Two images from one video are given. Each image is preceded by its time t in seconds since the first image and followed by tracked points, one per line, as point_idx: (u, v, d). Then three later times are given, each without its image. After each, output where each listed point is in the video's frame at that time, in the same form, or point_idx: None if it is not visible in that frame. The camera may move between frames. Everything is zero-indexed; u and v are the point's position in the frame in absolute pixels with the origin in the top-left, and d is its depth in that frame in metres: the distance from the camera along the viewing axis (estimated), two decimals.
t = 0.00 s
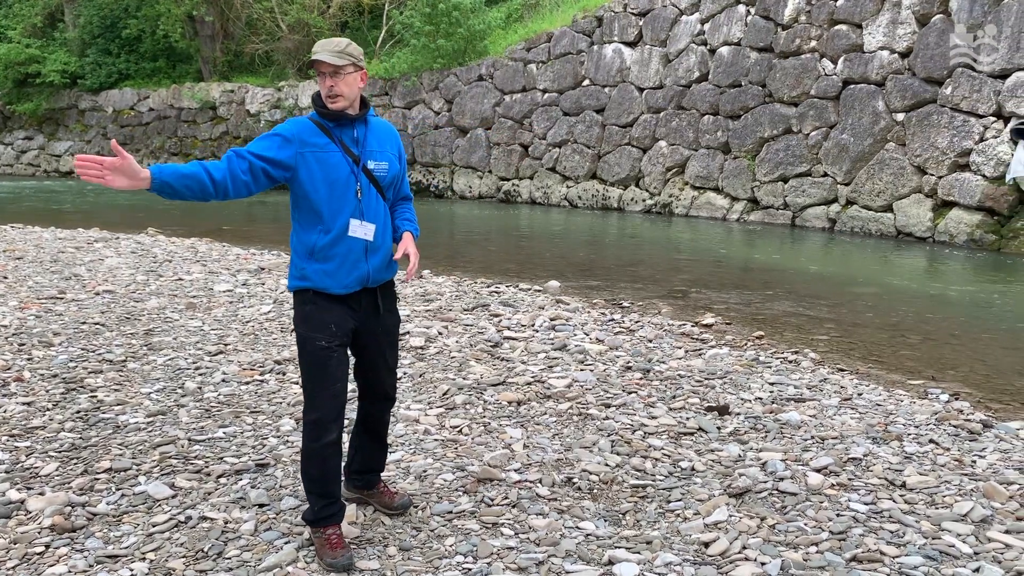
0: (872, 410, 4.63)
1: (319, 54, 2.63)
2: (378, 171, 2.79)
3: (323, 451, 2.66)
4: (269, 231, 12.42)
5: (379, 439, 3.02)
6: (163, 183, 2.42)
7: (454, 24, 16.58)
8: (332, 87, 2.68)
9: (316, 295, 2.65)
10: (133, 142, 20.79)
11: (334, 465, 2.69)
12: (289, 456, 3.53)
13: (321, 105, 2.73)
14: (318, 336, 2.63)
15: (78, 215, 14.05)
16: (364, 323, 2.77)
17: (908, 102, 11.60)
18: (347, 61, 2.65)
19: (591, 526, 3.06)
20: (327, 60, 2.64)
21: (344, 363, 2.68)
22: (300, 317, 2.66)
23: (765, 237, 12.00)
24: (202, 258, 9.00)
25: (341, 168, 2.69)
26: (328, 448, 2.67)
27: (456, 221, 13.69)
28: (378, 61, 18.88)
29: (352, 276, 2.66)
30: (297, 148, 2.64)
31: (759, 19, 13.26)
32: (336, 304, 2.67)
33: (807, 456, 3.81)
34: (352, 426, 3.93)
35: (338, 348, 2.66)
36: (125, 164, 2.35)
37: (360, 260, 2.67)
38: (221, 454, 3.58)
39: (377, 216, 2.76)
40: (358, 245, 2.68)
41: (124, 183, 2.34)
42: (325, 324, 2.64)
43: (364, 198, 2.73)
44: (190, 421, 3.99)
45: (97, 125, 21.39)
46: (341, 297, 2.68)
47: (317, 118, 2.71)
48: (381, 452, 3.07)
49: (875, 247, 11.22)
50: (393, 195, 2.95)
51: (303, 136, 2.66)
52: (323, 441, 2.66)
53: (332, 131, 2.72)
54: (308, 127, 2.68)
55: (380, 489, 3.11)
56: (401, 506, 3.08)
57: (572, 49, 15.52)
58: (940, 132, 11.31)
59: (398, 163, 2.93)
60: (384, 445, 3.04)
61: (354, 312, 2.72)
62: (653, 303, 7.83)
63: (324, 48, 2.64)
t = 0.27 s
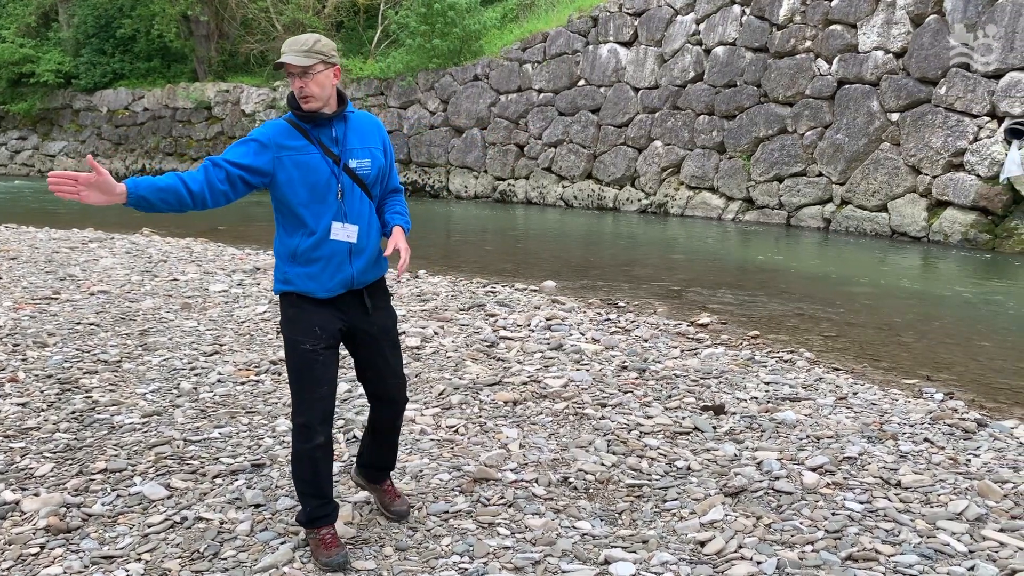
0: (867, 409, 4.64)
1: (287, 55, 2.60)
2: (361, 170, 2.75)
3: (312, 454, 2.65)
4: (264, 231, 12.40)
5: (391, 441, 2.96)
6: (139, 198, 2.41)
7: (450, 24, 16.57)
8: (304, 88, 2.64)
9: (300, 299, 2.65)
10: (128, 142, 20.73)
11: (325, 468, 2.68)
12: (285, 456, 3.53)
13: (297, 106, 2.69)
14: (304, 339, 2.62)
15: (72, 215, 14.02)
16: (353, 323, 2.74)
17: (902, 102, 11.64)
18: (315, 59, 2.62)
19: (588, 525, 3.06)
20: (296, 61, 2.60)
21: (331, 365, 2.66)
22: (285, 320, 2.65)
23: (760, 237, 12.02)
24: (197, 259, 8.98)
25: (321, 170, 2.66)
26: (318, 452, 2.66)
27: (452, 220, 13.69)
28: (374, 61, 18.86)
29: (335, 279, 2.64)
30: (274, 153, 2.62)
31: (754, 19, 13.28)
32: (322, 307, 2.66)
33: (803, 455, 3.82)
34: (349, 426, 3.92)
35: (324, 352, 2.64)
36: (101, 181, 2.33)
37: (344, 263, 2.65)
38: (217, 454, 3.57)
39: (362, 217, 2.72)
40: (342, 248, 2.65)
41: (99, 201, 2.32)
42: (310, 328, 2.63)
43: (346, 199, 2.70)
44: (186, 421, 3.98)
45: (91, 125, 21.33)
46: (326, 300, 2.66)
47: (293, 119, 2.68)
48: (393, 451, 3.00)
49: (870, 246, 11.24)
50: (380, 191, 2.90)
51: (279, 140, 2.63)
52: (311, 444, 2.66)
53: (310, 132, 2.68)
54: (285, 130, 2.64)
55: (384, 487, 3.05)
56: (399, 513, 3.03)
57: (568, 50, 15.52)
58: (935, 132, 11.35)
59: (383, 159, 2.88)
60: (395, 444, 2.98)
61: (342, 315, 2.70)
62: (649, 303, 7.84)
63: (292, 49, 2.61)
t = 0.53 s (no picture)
0: (864, 409, 4.65)
1: (280, 55, 2.60)
2: (358, 170, 2.73)
3: (307, 456, 2.65)
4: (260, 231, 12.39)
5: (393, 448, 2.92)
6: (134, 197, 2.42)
7: (447, 24, 16.56)
8: (298, 88, 2.64)
9: (296, 300, 2.64)
10: (124, 142, 20.68)
11: (320, 470, 2.68)
12: (282, 456, 3.52)
13: (294, 107, 2.69)
14: (299, 340, 2.62)
15: (68, 215, 13.99)
16: (349, 324, 2.73)
17: (898, 102, 11.66)
18: (309, 58, 2.61)
19: (585, 525, 3.06)
20: (288, 62, 2.60)
21: (327, 367, 2.65)
22: (281, 321, 2.65)
23: (757, 237, 12.03)
24: (194, 259, 8.96)
25: (316, 171, 2.65)
26: (313, 454, 2.66)
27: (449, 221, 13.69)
28: (370, 61, 18.85)
29: (330, 280, 2.63)
30: (269, 155, 2.62)
31: (751, 20, 13.30)
32: (317, 308, 2.65)
33: (800, 455, 3.83)
34: (347, 426, 3.92)
35: (320, 353, 2.64)
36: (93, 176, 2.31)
37: (339, 264, 2.64)
38: (214, 454, 3.57)
39: (359, 217, 2.70)
40: (337, 249, 2.64)
41: (93, 198, 2.32)
42: (304, 329, 2.62)
43: (342, 199, 2.69)
44: (183, 421, 3.98)
45: (87, 125, 21.27)
46: (323, 301, 2.66)
47: (289, 120, 2.68)
48: (399, 462, 2.95)
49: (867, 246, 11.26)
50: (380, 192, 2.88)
51: (274, 142, 2.63)
52: (306, 445, 2.66)
53: (306, 132, 2.68)
54: (281, 131, 2.65)
55: (390, 502, 2.97)
56: (398, 531, 2.92)
57: (565, 50, 15.53)
58: (931, 132, 11.37)
59: (383, 158, 2.86)
60: (400, 456, 2.94)
61: (338, 316, 2.70)
62: (646, 302, 7.84)
63: (285, 48, 2.61)
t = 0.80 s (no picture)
0: (863, 409, 4.66)
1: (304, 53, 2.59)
2: (372, 171, 2.73)
3: (311, 455, 2.65)
4: (258, 231, 12.38)
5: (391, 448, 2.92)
6: (161, 195, 2.43)
7: (445, 24, 16.55)
8: (321, 86, 2.63)
9: (307, 298, 2.64)
10: (123, 142, 20.67)
11: (323, 470, 2.67)
12: (282, 456, 3.52)
13: (313, 107, 2.69)
14: (308, 339, 2.61)
15: (67, 215, 13.99)
16: (358, 325, 2.73)
17: (897, 103, 11.68)
18: (332, 56, 2.61)
19: (585, 525, 3.07)
20: (315, 58, 2.60)
21: (335, 366, 2.65)
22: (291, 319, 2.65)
23: (756, 237, 12.03)
24: (192, 259, 8.96)
25: (331, 171, 2.66)
26: (317, 453, 2.65)
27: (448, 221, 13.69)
28: (369, 60, 18.85)
29: (343, 280, 2.63)
30: (286, 155, 2.62)
31: (749, 20, 13.31)
32: (328, 307, 2.65)
33: (799, 454, 3.83)
34: (346, 426, 3.92)
35: (328, 352, 2.64)
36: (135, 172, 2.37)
37: (351, 264, 2.64)
38: (214, 454, 3.57)
39: (372, 219, 2.71)
40: (350, 249, 2.64)
41: (123, 190, 2.34)
42: (315, 327, 2.62)
43: (356, 201, 2.69)
44: (182, 422, 3.97)
45: (86, 125, 21.26)
46: (334, 301, 2.66)
47: (306, 121, 2.68)
48: (396, 463, 2.96)
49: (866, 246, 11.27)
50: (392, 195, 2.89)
51: (291, 142, 2.63)
52: (311, 445, 2.65)
53: (322, 133, 2.68)
54: (298, 132, 2.65)
55: (388, 503, 2.98)
56: (400, 529, 2.92)
57: (563, 50, 15.53)
58: (929, 132, 11.39)
59: (397, 162, 2.86)
60: (400, 456, 2.95)
61: (348, 315, 2.70)
62: (645, 303, 7.85)
63: (308, 46, 2.60)
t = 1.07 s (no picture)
0: (863, 408, 4.66)
1: (336, 53, 2.59)
2: (392, 173, 2.73)
3: (319, 449, 2.65)
4: (258, 231, 12.38)
5: (393, 444, 2.92)
6: (206, 184, 2.44)
7: (445, 24, 16.54)
8: (351, 86, 2.63)
9: (322, 294, 2.65)
10: (121, 142, 20.65)
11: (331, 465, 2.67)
12: (283, 456, 3.52)
13: (339, 107, 2.69)
14: (322, 333, 2.62)
15: (67, 215, 13.99)
16: (372, 322, 2.73)
17: (896, 102, 11.68)
18: (364, 57, 2.62)
19: (586, 525, 3.07)
20: (348, 57, 2.59)
21: (347, 362, 2.65)
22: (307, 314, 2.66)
23: (757, 237, 12.03)
24: (192, 259, 8.96)
25: (351, 172, 2.66)
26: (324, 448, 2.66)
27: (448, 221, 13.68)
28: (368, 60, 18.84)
29: (358, 279, 2.63)
30: (312, 154, 2.63)
31: (749, 19, 13.31)
32: (343, 303, 2.65)
33: (800, 454, 3.84)
34: (347, 426, 3.92)
35: (341, 347, 2.63)
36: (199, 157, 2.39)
37: (366, 263, 2.64)
38: (215, 455, 3.56)
39: (390, 220, 2.71)
40: (366, 248, 2.64)
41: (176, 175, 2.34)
42: (329, 322, 2.62)
43: (375, 201, 2.68)
44: (182, 422, 3.97)
45: (85, 125, 21.24)
46: (349, 299, 2.66)
47: (331, 122, 2.69)
48: (397, 463, 2.96)
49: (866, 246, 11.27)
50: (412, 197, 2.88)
51: (315, 141, 2.64)
52: (319, 439, 2.65)
53: (345, 134, 2.68)
54: (322, 131, 2.65)
55: (387, 503, 2.98)
56: (401, 529, 2.92)
57: (563, 49, 15.53)
58: (929, 132, 11.39)
59: (418, 165, 2.86)
60: (400, 455, 2.95)
61: (363, 312, 2.69)
62: (645, 302, 7.85)
63: (339, 47, 2.60)
